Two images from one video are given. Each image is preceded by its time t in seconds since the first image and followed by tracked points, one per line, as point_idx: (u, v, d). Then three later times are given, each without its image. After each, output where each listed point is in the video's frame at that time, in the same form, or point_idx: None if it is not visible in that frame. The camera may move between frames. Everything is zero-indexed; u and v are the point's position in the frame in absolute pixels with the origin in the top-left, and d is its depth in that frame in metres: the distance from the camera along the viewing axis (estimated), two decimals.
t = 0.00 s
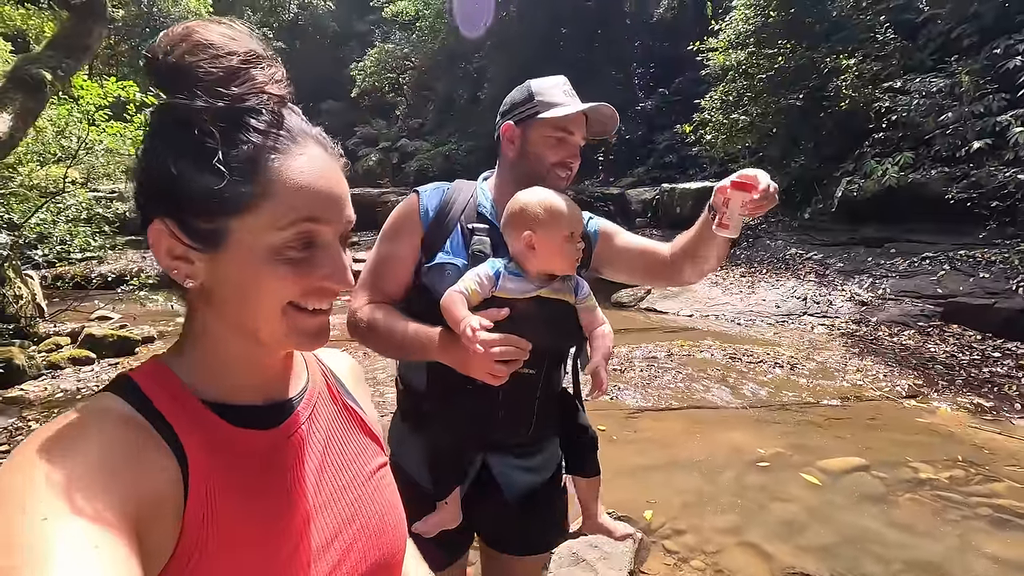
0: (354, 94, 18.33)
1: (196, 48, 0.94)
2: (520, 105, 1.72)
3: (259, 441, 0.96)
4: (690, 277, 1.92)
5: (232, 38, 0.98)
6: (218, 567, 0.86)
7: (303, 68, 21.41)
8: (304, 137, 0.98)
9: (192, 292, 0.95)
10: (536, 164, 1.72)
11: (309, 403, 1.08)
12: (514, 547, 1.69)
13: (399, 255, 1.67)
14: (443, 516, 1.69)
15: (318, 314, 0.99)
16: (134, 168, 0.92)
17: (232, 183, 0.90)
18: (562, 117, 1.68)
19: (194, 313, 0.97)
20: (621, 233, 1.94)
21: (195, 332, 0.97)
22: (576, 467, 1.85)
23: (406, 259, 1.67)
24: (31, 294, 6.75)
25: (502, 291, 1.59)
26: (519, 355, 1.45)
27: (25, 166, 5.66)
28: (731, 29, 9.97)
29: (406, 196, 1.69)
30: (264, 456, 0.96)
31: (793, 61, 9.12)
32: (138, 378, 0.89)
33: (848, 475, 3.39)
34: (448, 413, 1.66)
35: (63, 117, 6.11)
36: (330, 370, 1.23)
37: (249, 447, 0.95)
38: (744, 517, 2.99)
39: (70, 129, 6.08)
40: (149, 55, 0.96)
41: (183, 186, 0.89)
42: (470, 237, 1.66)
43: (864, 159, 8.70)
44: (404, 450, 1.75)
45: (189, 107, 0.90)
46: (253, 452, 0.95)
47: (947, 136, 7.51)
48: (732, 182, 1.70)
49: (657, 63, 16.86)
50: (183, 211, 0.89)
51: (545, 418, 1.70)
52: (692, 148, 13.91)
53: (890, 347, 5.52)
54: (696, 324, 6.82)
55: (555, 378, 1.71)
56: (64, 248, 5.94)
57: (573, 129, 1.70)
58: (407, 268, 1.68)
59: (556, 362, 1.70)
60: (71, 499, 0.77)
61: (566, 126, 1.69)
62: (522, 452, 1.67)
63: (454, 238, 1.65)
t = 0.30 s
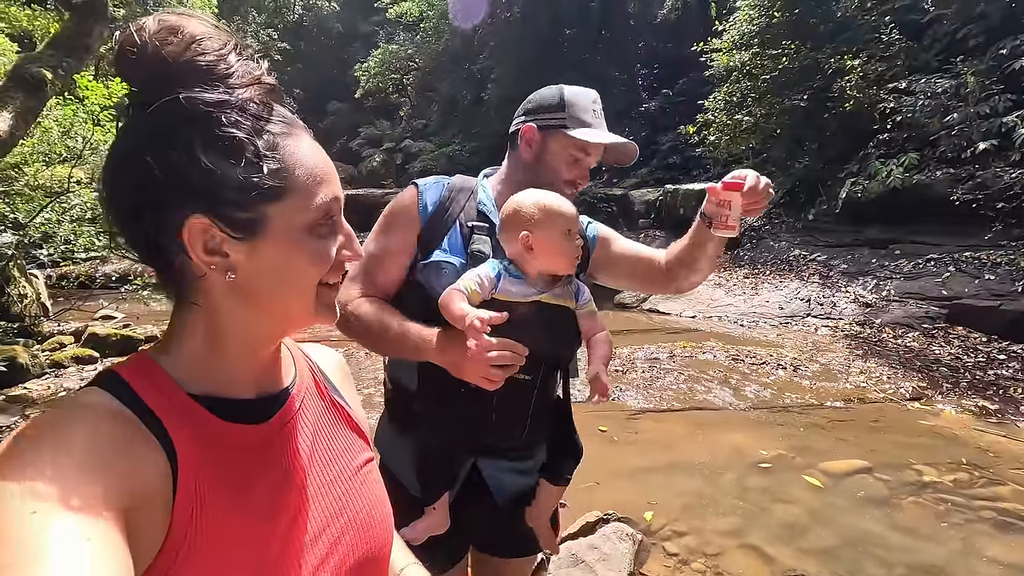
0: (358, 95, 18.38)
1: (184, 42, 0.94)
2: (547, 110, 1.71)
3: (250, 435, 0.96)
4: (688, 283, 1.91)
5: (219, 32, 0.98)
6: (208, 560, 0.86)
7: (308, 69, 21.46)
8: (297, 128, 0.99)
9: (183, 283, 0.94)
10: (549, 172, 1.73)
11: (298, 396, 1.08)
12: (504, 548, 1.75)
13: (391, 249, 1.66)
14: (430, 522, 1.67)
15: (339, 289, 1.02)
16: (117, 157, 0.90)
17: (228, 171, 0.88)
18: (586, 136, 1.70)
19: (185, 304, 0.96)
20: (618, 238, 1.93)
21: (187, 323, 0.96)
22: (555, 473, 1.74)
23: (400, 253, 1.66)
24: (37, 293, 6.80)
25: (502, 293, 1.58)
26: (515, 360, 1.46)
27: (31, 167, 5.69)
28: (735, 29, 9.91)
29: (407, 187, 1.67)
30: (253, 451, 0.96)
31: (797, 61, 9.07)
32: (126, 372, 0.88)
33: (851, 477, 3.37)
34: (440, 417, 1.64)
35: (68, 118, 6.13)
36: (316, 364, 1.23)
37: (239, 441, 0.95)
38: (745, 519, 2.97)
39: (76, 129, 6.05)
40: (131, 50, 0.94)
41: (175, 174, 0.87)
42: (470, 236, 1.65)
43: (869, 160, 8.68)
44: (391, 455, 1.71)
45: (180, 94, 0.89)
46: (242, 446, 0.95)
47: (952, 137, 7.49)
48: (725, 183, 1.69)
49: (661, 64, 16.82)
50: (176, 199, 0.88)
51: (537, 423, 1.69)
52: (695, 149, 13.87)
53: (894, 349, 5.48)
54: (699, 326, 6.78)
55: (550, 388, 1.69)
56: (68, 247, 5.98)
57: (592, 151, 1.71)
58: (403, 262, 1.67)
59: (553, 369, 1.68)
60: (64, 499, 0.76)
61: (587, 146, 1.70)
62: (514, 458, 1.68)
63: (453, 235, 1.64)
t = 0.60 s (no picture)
0: (361, 95, 18.39)
1: (176, 38, 0.93)
2: (490, 101, 1.76)
3: (252, 426, 0.95)
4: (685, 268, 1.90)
5: (215, 31, 0.98)
6: (208, 552, 0.85)
7: (311, 70, 21.50)
8: (295, 121, 0.99)
9: (184, 276, 0.93)
10: (500, 152, 1.71)
11: (299, 390, 1.07)
12: (505, 550, 1.72)
13: (375, 259, 1.65)
14: (436, 535, 1.66)
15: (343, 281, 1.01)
16: (116, 153, 0.89)
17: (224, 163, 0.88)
18: (518, 103, 1.69)
19: (186, 298, 0.95)
20: (612, 231, 1.92)
21: (188, 316, 0.95)
22: (566, 479, 1.80)
23: (386, 262, 1.65)
24: (40, 292, 6.82)
25: (491, 304, 1.57)
26: (507, 373, 1.49)
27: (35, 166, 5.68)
28: (739, 29, 9.84)
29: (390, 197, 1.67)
30: (255, 442, 0.95)
31: (801, 61, 9.01)
32: (127, 364, 0.87)
33: (854, 480, 3.34)
34: (439, 426, 1.63)
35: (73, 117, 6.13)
36: (316, 360, 1.22)
37: (240, 433, 0.93)
38: (747, 521, 2.95)
39: (80, 129, 6.06)
40: (123, 48, 0.93)
41: (170, 167, 0.86)
42: (456, 245, 1.64)
43: (873, 161, 8.67)
44: (393, 465, 1.71)
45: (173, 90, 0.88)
46: (245, 438, 0.94)
47: (957, 138, 7.61)
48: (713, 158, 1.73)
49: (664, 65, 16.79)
50: (173, 193, 0.87)
51: (537, 427, 1.69)
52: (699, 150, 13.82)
53: (898, 350, 5.45)
54: (702, 327, 6.75)
55: (547, 394, 1.68)
56: (72, 246, 5.95)
57: (536, 116, 1.69)
58: (389, 270, 1.66)
59: (547, 375, 1.67)
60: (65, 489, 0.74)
61: (529, 114, 1.69)
62: (513, 459, 1.66)
63: (439, 245, 1.63)
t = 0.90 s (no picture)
0: (365, 95, 18.37)
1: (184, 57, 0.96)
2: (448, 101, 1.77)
3: (268, 424, 0.95)
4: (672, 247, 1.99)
5: (230, 50, 1.00)
6: (223, 550, 0.84)
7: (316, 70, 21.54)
8: (290, 122, 0.97)
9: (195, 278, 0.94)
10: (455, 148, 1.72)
11: (315, 389, 1.06)
12: (515, 553, 1.69)
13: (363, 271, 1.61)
14: (464, 545, 1.67)
15: (313, 287, 0.94)
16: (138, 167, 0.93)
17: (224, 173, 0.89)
18: (466, 99, 1.70)
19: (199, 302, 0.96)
20: (598, 215, 1.98)
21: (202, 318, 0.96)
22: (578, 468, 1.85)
23: (375, 275, 1.61)
24: (45, 291, 6.83)
25: (489, 306, 1.58)
26: (515, 372, 1.52)
27: (41, 166, 5.72)
28: (744, 29, 9.74)
29: (369, 211, 1.62)
30: (272, 440, 0.94)
31: (806, 62, 8.93)
32: (151, 361, 0.89)
33: (860, 483, 3.31)
34: (455, 431, 1.61)
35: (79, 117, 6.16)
36: (335, 360, 1.21)
37: (260, 429, 0.93)
38: (752, 525, 2.93)
39: (85, 129, 6.08)
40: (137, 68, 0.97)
41: (165, 175, 0.89)
42: (444, 248, 1.62)
43: (879, 162, 8.65)
44: (408, 477, 1.66)
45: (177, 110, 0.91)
46: (263, 435, 0.93)
47: (964, 139, 7.62)
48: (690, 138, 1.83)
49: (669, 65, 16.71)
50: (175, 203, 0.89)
51: (550, 426, 1.71)
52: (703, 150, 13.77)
53: (904, 353, 5.41)
54: (706, 328, 6.72)
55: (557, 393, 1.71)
56: (76, 245, 6.04)
57: (484, 107, 1.68)
58: (379, 281, 1.62)
59: (555, 375, 1.70)
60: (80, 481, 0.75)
61: (477, 106, 1.69)
62: (524, 460, 1.65)
63: (427, 251, 1.61)
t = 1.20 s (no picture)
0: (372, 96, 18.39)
1: (214, 69, 1.01)
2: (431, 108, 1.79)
3: (295, 420, 0.95)
4: (660, 238, 2.03)
5: (257, 60, 1.05)
6: (248, 542, 0.85)
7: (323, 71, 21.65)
8: (304, 125, 0.99)
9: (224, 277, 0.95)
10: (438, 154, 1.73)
11: (340, 387, 1.06)
12: (526, 552, 1.70)
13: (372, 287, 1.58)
14: (502, 551, 1.71)
15: (312, 291, 0.94)
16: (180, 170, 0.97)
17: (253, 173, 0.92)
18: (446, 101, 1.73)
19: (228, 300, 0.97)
20: (593, 205, 2.01)
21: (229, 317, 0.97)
22: (599, 460, 1.93)
23: (382, 290, 1.58)
24: (56, 290, 6.88)
25: (504, 314, 1.58)
26: (536, 379, 1.55)
27: (53, 166, 5.75)
28: (752, 31, 9.73)
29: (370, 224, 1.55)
30: (299, 436, 0.95)
31: (814, 64, 8.88)
32: (184, 355, 0.91)
33: (870, 488, 3.29)
34: (484, 434, 1.59)
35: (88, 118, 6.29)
36: (361, 359, 1.21)
37: (286, 427, 0.94)
38: (760, 529, 2.91)
39: (96, 130, 6.20)
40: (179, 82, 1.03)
41: (200, 178, 0.94)
42: (448, 258, 1.61)
43: (888, 164, 8.58)
44: (436, 485, 1.55)
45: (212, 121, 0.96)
46: (291, 430, 0.94)
47: (975, 142, 7.58)
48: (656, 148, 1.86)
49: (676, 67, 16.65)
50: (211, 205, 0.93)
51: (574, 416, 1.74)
52: (709, 152, 13.71)
53: (914, 357, 5.37)
54: (714, 331, 6.68)
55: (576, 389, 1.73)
56: (87, 246, 5.85)
57: (461, 108, 1.71)
58: (388, 293, 1.59)
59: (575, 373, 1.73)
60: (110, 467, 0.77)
61: (456, 109, 1.71)
62: (548, 459, 1.66)
63: (432, 262, 1.59)
